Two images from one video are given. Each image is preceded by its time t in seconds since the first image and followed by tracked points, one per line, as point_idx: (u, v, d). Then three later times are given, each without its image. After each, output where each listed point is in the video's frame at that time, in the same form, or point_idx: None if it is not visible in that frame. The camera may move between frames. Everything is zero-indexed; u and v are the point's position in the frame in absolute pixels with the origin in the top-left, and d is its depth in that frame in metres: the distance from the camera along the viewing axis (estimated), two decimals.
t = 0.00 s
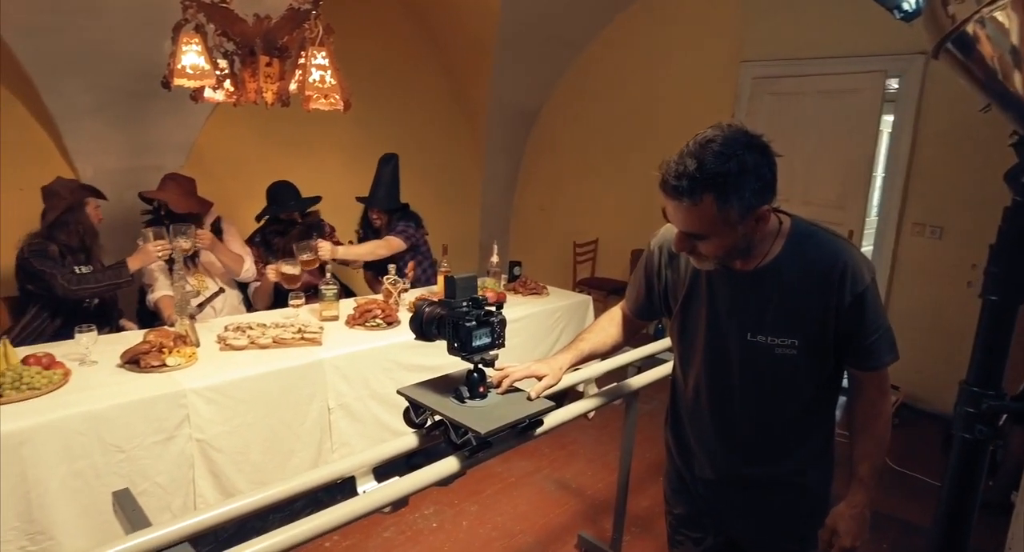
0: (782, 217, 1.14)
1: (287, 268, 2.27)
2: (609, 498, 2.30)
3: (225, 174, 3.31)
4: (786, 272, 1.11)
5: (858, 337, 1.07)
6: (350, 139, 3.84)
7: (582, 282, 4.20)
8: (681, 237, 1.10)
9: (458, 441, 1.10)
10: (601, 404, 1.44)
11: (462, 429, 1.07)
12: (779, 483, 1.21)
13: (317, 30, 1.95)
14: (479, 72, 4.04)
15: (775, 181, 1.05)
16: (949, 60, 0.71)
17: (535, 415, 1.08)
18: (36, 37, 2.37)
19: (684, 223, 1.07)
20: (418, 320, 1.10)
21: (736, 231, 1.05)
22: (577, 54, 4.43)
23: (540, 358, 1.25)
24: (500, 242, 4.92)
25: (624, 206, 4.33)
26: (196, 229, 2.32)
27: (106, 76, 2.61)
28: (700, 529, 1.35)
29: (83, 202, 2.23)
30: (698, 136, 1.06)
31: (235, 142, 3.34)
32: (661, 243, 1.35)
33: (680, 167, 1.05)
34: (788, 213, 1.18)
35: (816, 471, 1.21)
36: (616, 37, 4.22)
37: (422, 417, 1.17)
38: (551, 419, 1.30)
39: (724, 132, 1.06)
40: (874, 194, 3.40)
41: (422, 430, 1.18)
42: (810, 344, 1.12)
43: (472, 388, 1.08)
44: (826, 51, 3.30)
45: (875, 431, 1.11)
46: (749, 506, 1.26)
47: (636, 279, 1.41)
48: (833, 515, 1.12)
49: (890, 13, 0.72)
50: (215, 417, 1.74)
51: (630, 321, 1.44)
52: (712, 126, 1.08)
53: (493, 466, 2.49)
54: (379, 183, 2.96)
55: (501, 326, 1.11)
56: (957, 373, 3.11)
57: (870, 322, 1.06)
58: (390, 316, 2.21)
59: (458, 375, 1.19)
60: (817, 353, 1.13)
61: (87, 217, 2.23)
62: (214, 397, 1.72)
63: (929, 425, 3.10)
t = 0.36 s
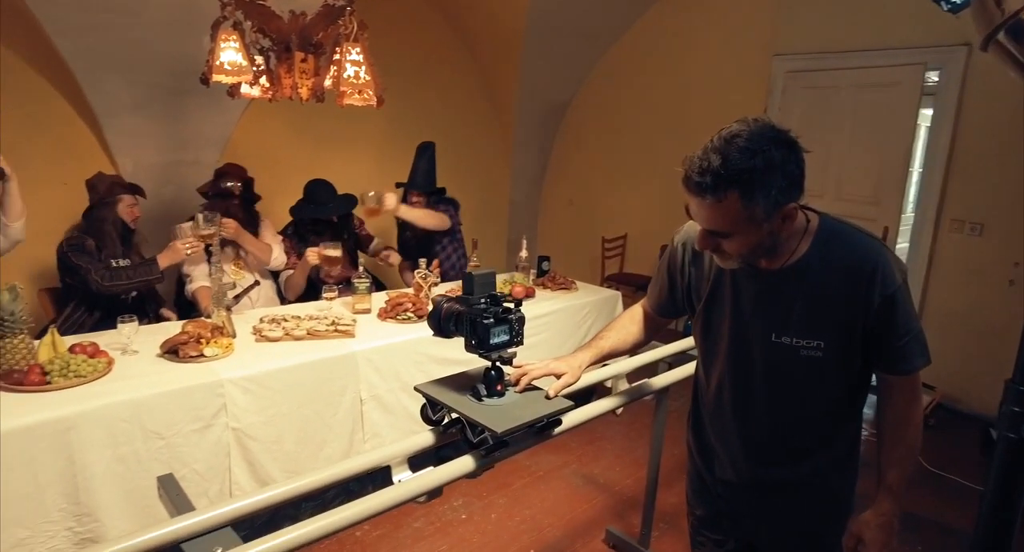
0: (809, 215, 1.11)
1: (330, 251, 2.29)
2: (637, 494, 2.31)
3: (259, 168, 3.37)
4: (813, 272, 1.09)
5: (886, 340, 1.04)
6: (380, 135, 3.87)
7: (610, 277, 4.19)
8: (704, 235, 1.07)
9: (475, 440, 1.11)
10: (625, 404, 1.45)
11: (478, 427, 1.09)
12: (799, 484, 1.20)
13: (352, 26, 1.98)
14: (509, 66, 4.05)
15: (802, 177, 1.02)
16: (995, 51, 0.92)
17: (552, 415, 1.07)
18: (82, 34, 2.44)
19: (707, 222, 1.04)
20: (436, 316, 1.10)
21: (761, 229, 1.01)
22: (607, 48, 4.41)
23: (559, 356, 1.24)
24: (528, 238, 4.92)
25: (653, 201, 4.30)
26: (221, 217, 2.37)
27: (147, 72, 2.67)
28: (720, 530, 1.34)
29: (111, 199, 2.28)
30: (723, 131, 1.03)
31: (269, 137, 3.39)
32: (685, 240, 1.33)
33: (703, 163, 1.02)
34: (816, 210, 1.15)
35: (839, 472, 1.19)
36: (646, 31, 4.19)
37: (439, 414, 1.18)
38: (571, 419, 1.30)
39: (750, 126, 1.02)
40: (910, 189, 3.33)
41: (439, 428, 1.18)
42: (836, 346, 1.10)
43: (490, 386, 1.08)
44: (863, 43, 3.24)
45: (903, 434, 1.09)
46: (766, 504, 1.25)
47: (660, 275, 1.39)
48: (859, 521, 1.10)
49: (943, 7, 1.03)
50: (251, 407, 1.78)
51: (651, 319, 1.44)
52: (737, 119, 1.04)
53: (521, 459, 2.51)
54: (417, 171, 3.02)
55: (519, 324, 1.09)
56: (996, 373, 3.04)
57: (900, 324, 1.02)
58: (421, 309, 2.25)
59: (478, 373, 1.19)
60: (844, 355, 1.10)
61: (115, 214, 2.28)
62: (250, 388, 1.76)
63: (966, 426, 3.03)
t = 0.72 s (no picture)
0: (831, 214, 1.10)
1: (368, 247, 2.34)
2: (663, 492, 2.31)
3: (288, 165, 3.43)
4: (834, 274, 1.08)
5: (909, 343, 1.03)
6: (406, 131, 3.91)
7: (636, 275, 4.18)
8: (725, 235, 1.06)
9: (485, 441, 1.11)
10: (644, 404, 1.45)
11: (489, 429, 1.09)
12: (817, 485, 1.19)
13: (382, 25, 2.01)
14: (536, 62, 4.06)
15: (825, 176, 1.01)
16: None
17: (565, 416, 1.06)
18: (120, 35, 2.50)
19: (729, 222, 1.03)
20: (449, 316, 1.10)
21: (784, 230, 1.00)
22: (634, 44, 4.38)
23: (573, 357, 1.24)
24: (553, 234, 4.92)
25: (679, 198, 4.27)
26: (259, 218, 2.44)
27: (181, 72, 2.73)
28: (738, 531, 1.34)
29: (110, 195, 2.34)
30: (745, 130, 1.02)
31: (299, 135, 3.45)
32: (702, 239, 1.32)
33: (725, 162, 1.01)
34: (838, 208, 1.13)
35: (859, 473, 1.18)
36: (674, 26, 4.16)
37: (451, 414, 1.19)
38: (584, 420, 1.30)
39: (772, 124, 1.01)
40: (944, 187, 3.26)
41: (450, 429, 1.21)
42: (857, 348, 1.09)
43: (503, 386, 1.08)
44: (898, 37, 3.18)
45: (926, 438, 1.07)
46: (781, 505, 1.24)
47: (675, 275, 1.38)
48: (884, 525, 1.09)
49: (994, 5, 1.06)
50: (281, 400, 1.82)
51: (668, 319, 1.44)
52: (759, 118, 1.03)
53: (546, 455, 2.52)
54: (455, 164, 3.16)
55: (533, 324, 1.09)
56: None
57: (924, 325, 1.01)
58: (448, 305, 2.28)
59: (491, 372, 1.18)
60: (866, 356, 1.09)
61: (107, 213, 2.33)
62: (282, 381, 1.80)
63: (1001, 429, 2.97)
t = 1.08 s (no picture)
0: (855, 212, 1.09)
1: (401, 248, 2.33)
2: (687, 491, 2.30)
3: (314, 164, 3.48)
4: (856, 272, 1.07)
5: (933, 343, 1.02)
6: (430, 130, 3.94)
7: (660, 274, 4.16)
8: (748, 232, 1.05)
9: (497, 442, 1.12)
10: (663, 405, 1.45)
11: (499, 430, 1.10)
12: (836, 486, 1.18)
13: (410, 25, 2.04)
14: (560, 60, 4.07)
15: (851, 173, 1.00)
16: None
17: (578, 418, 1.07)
18: (153, 37, 2.56)
19: (752, 220, 1.03)
20: (461, 316, 1.11)
21: (808, 227, 1.00)
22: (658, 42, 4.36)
23: (586, 358, 1.24)
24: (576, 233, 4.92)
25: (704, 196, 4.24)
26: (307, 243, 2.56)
27: (210, 73, 2.79)
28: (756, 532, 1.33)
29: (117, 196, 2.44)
30: (768, 126, 1.02)
31: (325, 134, 3.49)
32: (722, 237, 1.32)
33: (747, 159, 1.01)
34: (861, 205, 1.12)
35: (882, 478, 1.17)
36: (698, 23, 4.13)
37: (461, 415, 1.20)
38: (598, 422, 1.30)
39: (795, 120, 1.01)
40: (977, 185, 3.20)
41: (461, 429, 1.20)
42: (880, 347, 1.08)
43: (514, 388, 1.09)
44: (928, 33, 3.12)
45: (950, 439, 1.06)
46: (799, 506, 1.23)
47: (694, 273, 1.38)
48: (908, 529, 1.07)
49: None
50: (310, 394, 1.85)
51: (686, 318, 1.43)
52: (783, 114, 1.03)
53: (570, 453, 2.53)
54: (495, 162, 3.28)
55: (545, 324, 1.10)
56: None
57: (951, 324, 1.00)
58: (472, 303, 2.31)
59: (503, 372, 1.19)
60: (890, 356, 1.08)
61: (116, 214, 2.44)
62: (311, 376, 1.83)
63: None
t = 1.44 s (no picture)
0: (883, 215, 1.08)
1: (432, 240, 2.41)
2: (710, 492, 2.29)
3: (339, 163, 3.52)
4: (885, 277, 1.06)
5: (964, 349, 1.00)
6: (453, 129, 3.97)
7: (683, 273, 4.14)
8: (774, 237, 1.05)
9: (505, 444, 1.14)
10: (678, 408, 1.44)
11: (508, 432, 1.11)
12: (862, 493, 1.16)
13: (435, 25, 2.09)
14: (583, 58, 4.07)
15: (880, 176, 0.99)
16: None
17: (593, 420, 1.06)
18: (182, 38, 2.60)
19: (778, 224, 1.02)
20: (472, 315, 1.11)
21: (836, 232, 0.99)
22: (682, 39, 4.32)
23: (599, 362, 1.24)
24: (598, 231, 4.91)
25: (728, 195, 4.20)
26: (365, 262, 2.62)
27: (237, 73, 2.82)
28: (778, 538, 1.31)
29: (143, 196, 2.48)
30: (795, 129, 1.01)
31: (349, 133, 3.53)
32: (744, 240, 1.31)
33: (773, 162, 1.00)
34: (889, 208, 1.11)
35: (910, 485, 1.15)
36: (724, 20, 4.08)
37: (472, 417, 1.21)
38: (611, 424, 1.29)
39: (822, 122, 1.00)
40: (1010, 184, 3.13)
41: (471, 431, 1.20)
42: (909, 352, 1.06)
43: (524, 390, 1.09)
44: (962, 28, 3.05)
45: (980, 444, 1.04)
46: (823, 513, 1.21)
47: (713, 276, 1.37)
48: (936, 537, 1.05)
49: None
50: (336, 391, 1.88)
51: (707, 321, 1.42)
52: (811, 116, 1.02)
53: (592, 452, 2.52)
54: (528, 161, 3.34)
55: (556, 325, 1.10)
56: None
57: (985, 330, 0.98)
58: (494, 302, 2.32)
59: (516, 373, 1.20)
60: (919, 362, 1.07)
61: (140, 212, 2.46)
62: (337, 372, 1.86)
63: None
